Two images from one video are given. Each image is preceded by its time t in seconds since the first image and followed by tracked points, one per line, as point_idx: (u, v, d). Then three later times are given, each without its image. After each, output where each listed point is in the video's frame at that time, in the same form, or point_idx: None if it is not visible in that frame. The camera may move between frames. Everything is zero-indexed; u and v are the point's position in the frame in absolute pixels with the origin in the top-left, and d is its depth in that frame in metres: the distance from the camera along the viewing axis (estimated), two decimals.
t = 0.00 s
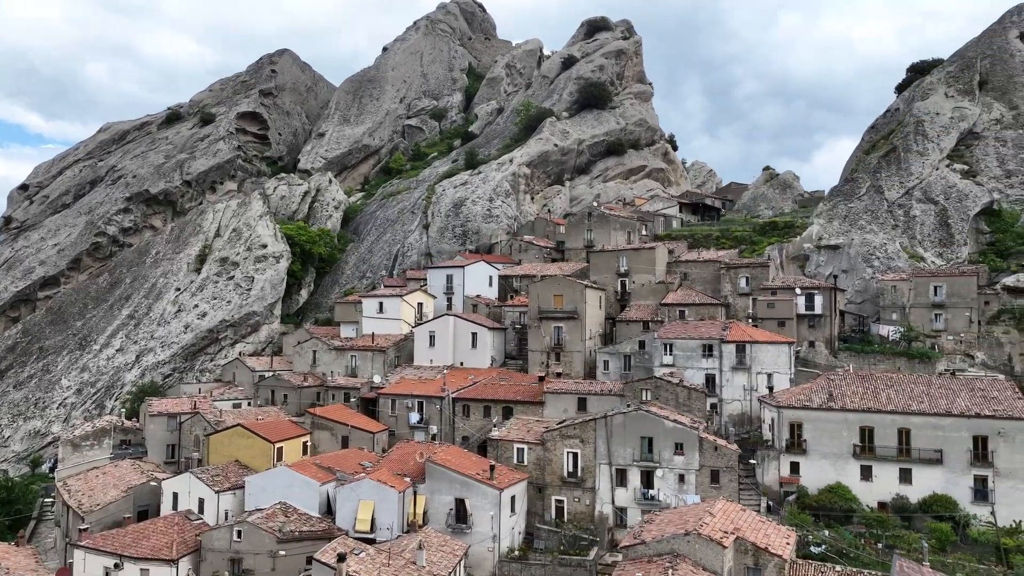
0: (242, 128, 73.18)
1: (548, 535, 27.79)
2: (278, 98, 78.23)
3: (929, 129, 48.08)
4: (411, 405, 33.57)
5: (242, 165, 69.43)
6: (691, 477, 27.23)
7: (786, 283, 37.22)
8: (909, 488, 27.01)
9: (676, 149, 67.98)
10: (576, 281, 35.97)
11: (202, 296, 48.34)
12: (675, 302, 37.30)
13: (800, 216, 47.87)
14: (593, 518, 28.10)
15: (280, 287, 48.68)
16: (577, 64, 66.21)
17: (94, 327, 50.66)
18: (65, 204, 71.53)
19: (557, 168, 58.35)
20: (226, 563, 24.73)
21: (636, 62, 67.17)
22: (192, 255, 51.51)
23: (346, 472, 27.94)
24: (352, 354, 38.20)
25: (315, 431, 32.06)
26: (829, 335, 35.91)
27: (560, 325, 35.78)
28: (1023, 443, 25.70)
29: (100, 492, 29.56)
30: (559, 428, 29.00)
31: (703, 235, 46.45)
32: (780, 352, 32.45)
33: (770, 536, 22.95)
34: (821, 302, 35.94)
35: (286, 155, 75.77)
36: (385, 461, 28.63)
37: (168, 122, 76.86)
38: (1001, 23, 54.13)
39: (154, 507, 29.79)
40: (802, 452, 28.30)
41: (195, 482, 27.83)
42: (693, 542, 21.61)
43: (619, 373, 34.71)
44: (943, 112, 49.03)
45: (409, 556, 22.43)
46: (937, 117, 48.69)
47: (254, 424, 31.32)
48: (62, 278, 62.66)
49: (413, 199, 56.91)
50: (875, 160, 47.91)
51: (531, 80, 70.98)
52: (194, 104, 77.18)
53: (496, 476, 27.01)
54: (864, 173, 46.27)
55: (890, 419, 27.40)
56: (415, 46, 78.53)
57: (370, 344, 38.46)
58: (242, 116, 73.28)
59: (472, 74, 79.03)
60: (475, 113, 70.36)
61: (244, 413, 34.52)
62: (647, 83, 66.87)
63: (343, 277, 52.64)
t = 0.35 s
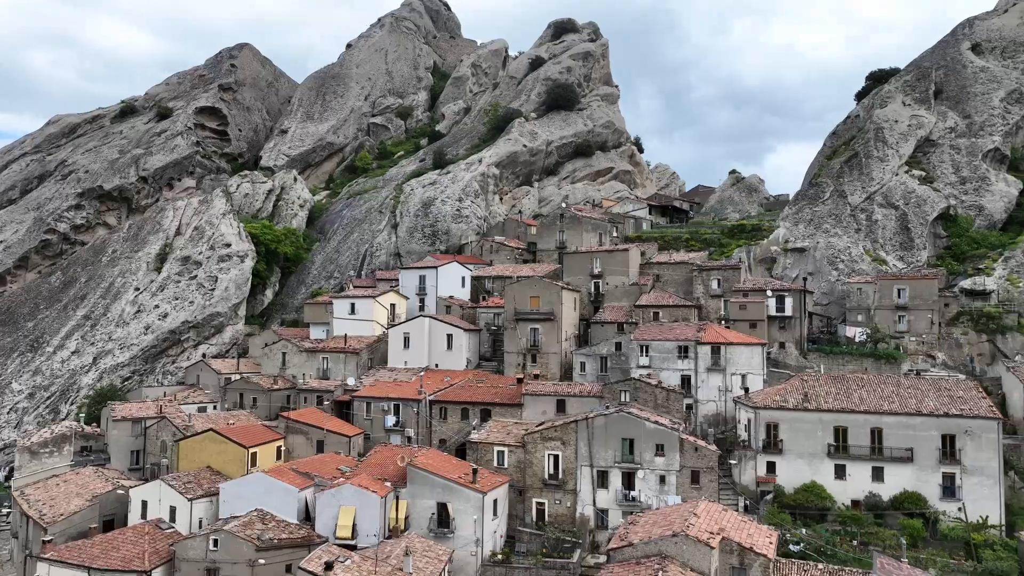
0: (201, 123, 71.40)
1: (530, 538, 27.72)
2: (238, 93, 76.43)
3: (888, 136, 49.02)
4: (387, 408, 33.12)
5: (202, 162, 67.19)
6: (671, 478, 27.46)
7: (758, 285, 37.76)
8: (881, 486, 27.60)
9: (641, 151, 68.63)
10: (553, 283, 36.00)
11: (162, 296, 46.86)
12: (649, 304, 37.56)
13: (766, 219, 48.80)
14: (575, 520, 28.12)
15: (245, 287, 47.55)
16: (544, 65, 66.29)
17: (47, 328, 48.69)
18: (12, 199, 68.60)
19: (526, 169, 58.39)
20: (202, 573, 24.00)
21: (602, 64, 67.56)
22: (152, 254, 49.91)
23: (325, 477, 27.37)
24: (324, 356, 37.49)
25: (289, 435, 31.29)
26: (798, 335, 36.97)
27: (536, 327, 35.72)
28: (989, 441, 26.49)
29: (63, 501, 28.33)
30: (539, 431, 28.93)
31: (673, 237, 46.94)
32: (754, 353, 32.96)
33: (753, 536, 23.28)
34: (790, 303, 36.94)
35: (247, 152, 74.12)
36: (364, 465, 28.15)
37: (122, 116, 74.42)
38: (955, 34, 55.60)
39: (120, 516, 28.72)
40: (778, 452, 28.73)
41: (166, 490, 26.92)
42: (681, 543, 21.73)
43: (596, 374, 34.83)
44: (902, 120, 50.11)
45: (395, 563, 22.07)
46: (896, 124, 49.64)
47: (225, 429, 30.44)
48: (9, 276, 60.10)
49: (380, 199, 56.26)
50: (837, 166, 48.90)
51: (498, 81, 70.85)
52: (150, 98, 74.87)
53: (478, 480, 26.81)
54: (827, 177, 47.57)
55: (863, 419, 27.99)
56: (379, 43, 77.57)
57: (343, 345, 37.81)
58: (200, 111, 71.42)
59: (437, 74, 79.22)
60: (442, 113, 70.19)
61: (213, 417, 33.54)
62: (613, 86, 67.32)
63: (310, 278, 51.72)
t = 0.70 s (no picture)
0: (175, 121, 70.00)
1: (528, 542, 27.60)
2: (213, 90, 74.99)
3: (866, 140, 49.83)
4: (378, 412, 32.73)
5: (176, 160, 66.06)
6: (668, 481, 27.55)
7: (746, 288, 38.06)
8: (873, 487, 28.00)
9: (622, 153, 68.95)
10: (544, 286, 35.95)
11: (140, 297, 45.72)
12: (639, 306, 37.70)
13: (749, 222, 49.30)
14: (572, 523, 28.09)
15: (225, 289, 46.69)
16: (526, 66, 66.20)
17: (18, 330, 47.18)
18: None
19: (509, 171, 58.26)
20: None
21: (584, 66, 67.68)
22: (128, 254, 48.66)
23: (320, 483, 26.92)
24: (312, 359, 36.92)
25: (279, 440, 30.71)
26: (786, 338, 37.19)
27: (527, 330, 35.61)
28: (977, 442, 27.02)
29: (46, 510, 27.42)
30: (535, 434, 28.83)
31: (658, 239, 47.16)
32: (744, 355, 33.24)
33: (753, 539, 23.41)
34: (778, 307, 37.14)
35: (222, 150, 72.80)
36: (359, 471, 27.75)
37: (92, 112, 72.50)
38: (929, 42, 56.74)
39: (106, 525, 27.93)
40: (771, 454, 29.00)
41: (156, 498, 26.22)
42: (687, 547, 21.79)
43: (588, 377, 34.84)
44: (879, 127, 50.58)
45: (398, 570, 21.77)
46: (873, 129, 50.46)
47: (214, 434, 29.77)
48: None
49: (362, 199, 55.69)
50: (818, 170, 49.48)
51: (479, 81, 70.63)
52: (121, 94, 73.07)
53: (476, 485, 26.61)
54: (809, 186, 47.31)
55: (855, 421, 28.37)
56: (358, 41, 76.70)
57: (330, 348, 37.29)
58: (174, 108, 69.96)
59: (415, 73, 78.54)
60: (423, 113, 69.72)
61: (198, 423, 32.83)
62: (594, 88, 67.50)
63: (292, 278, 51.01)
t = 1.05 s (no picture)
0: (163, 120, 69.05)
1: (539, 549, 27.50)
2: (202, 89, 74.08)
3: (861, 145, 50.24)
4: (384, 417, 32.46)
5: (165, 159, 64.80)
6: (679, 486, 27.56)
7: (748, 292, 38.25)
8: (880, 491, 28.22)
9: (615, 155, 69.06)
10: (548, 289, 35.88)
11: (134, 300, 44.97)
12: (642, 310, 37.72)
13: (746, 225, 49.52)
14: (582, 529, 28.01)
15: (221, 291, 46.14)
16: (520, 68, 66.05)
17: (7, 333, 46.22)
18: None
19: (504, 172, 58.09)
20: None
21: (577, 68, 67.68)
22: (120, 256, 47.83)
23: (330, 490, 26.62)
24: (314, 363, 36.53)
25: (285, 447, 30.32)
26: (788, 342, 37.26)
27: (532, 333, 35.49)
28: (983, 446, 27.29)
29: (48, 519, 26.86)
30: (545, 439, 28.74)
31: (656, 242, 47.25)
32: (749, 359, 33.39)
33: (768, 544, 23.44)
34: (781, 310, 37.28)
35: (211, 150, 71.95)
36: (368, 478, 27.49)
37: (78, 110, 71.28)
38: (920, 47, 57.35)
39: (110, 534, 27.45)
40: (780, 458, 29.15)
41: (163, 506, 25.79)
42: (704, 554, 21.76)
43: (593, 381, 34.79)
44: (873, 130, 51.34)
45: None
46: (868, 134, 50.88)
47: (220, 441, 29.36)
48: None
49: (357, 200, 55.24)
50: (813, 174, 49.80)
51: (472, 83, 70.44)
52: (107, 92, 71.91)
53: (488, 491, 26.45)
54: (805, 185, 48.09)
55: (862, 425, 28.58)
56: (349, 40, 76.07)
57: (332, 352, 36.93)
58: (162, 107, 68.96)
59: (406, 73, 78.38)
60: (416, 114, 69.37)
61: (199, 429, 32.35)
62: (588, 90, 67.53)
63: (287, 281, 50.53)
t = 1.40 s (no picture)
0: (153, 120, 68.16)
1: (551, 556, 27.42)
2: (191, 89, 73.22)
3: (856, 150, 50.68)
4: (390, 423, 32.21)
5: (155, 159, 63.83)
6: (691, 492, 27.59)
7: (751, 297, 38.49)
8: (888, 496, 28.46)
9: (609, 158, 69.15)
10: (554, 295, 35.83)
11: (128, 304, 44.29)
12: (646, 315, 37.74)
13: (743, 229, 49.78)
14: (594, 536, 27.96)
15: (217, 295, 45.59)
16: (515, 70, 65.93)
17: None
18: None
19: (500, 175, 57.92)
20: None
21: (572, 71, 67.69)
22: (113, 259, 47.09)
23: (341, 499, 26.33)
24: (316, 368, 36.17)
25: (292, 454, 29.97)
26: (791, 346, 37.32)
27: (537, 339, 35.39)
28: (991, 451, 27.64)
29: (52, 530, 26.34)
30: (556, 446, 28.66)
31: (655, 246, 47.33)
32: (754, 364, 33.61)
33: (783, 551, 23.47)
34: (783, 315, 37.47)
35: (201, 150, 71.13)
36: (379, 486, 27.23)
37: (64, 110, 70.14)
38: (912, 53, 57.93)
39: (116, 544, 26.97)
40: (789, 463, 29.33)
41: (173, 516, 25.39)
42: (724, 563, 21.75)
43: (599, 387, 34.76)
44: (868, 135, 51.80)
45: None
46: (863, 139, 51.32)
47: (227, 449, 28.97)
48: None
49: (353, 203, 54.81)
50: (810, 178, 50.17)
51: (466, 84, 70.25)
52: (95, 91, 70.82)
53: (502, 499, 26.29)
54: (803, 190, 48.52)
55: (870, 430, 28.83)
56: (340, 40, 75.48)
57: (335, 357, 36.60)
58: (152, 107, 68.04)
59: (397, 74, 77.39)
60: (409, 116, 69.01)
61: (203, 436, 31.89)
62: (582, 93, 67.56)
63: (284, 284, 50.04)
